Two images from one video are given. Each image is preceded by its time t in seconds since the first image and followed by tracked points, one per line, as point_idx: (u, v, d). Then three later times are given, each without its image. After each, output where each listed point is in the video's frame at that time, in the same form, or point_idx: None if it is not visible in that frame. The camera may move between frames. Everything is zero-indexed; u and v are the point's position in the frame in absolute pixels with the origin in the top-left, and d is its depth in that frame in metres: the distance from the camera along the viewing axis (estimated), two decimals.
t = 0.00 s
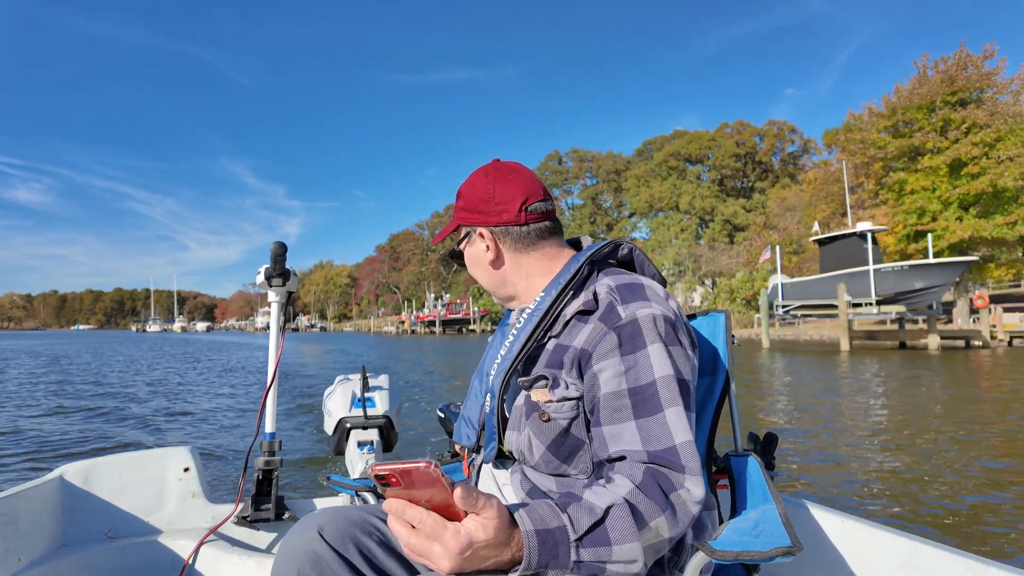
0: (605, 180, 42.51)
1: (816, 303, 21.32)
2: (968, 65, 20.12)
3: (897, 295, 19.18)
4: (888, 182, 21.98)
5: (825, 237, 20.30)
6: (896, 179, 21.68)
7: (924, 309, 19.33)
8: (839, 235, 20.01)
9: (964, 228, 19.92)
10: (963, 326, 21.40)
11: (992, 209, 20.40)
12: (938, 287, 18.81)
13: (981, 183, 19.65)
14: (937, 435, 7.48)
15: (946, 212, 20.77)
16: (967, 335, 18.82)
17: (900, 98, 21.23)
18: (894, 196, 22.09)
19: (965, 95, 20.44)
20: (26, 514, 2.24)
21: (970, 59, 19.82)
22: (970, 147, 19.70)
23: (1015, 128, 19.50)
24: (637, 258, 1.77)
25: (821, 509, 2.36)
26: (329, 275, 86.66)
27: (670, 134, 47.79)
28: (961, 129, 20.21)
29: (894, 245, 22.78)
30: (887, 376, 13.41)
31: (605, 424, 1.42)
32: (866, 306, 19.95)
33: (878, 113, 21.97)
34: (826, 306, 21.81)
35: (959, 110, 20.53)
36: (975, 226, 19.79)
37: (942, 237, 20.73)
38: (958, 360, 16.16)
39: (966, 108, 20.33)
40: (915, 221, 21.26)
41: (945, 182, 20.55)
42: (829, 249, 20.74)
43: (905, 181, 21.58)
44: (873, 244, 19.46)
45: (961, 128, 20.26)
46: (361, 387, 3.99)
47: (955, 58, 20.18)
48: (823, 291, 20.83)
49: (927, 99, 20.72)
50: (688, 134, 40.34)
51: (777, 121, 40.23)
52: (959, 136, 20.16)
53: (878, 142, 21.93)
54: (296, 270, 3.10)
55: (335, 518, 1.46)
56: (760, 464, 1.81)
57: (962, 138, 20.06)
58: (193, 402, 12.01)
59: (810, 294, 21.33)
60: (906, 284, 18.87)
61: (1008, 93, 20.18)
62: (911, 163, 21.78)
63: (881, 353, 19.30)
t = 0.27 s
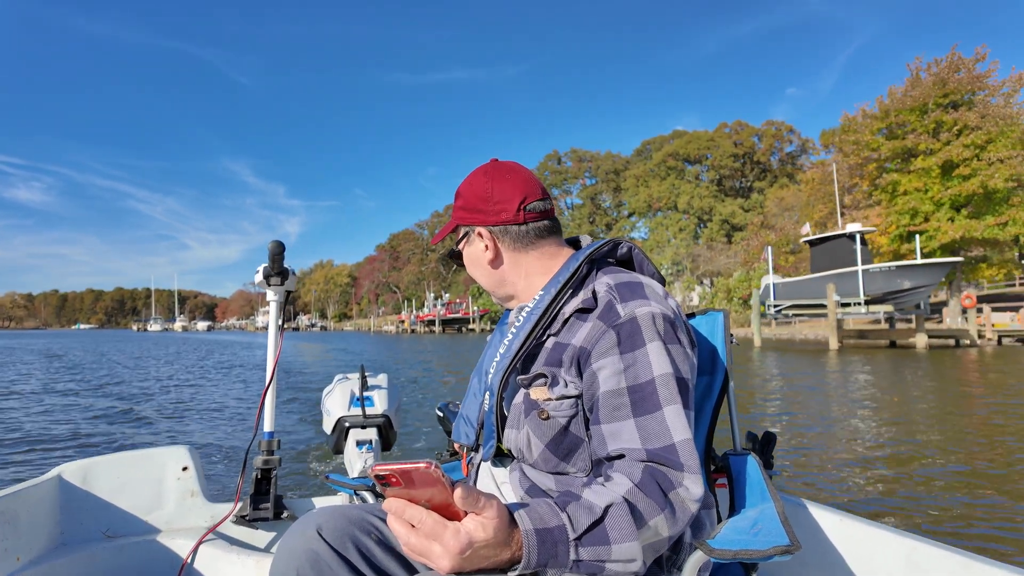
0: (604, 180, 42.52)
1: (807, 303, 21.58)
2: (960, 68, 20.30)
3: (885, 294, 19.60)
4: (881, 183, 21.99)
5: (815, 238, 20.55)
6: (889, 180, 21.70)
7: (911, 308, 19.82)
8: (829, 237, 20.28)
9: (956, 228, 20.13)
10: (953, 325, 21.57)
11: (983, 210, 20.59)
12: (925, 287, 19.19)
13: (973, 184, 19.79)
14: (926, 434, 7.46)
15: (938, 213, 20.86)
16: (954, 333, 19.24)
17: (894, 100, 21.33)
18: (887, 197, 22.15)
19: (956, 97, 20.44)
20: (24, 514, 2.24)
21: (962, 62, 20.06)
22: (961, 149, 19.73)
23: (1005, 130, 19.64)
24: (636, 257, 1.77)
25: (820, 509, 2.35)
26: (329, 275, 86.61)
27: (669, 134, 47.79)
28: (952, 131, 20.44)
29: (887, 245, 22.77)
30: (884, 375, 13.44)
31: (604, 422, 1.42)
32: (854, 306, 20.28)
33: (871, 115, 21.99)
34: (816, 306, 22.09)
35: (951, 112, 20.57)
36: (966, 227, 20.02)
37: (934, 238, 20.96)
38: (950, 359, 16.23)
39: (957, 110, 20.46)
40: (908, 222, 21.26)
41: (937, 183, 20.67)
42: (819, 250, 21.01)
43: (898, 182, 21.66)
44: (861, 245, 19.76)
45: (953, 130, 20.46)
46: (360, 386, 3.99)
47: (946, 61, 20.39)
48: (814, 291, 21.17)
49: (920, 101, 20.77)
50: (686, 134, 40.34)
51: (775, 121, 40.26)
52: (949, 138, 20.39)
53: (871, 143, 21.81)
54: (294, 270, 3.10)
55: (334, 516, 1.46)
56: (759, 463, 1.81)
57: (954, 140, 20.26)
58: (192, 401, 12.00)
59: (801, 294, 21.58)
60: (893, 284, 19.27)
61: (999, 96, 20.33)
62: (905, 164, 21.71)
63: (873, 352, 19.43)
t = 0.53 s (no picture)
0: (603, 180, 42.57)
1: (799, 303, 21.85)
2: (953, 71, 20.53)
3: (874, 294, 19.97)
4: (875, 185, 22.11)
5: (807, 239, 20.88)
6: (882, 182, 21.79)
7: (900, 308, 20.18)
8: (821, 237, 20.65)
9: (948, 229, 20.38)
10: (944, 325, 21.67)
11: (975, 211, 20.81)
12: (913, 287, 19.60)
13: (964, 185, 20.04)
14: (919, 433, 7.47)
15: (931, 214, 21.14)
16: (942, 333, 19.60)
17: (887, 102, 21.45)
18: (880, 198, 22.25)
19: (949, 100, 20.59)
20: (21, 514, 2.23)
21: (954, 65, 20.25)
22: (953, 151, 19.94)
23: (996, 132, 19.96)
24: (637, 256, 1.76)
25: (819, 508, 2.35)
26: (328, 275, 86.66)
27: (668, 134, 47.82)
28: (944, 133, 20.55)
29: (880, 245, 22.82)
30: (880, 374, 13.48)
31: (606, 421, 1.41)
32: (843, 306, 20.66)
33: (864, 117, 22.11)
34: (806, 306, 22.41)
35: (944, 114, 20.76)
36: (957, 228, 20.28)
37: (926, 238, 21.14)
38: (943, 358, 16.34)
39: (950, 112, 20.56)
40: (901, 222, 21.52)
41: (929, 184, 20.93)
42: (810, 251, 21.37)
43: (891, 184, 21.75)
44: (851, 246, 20.13)
45: (945, 132, 20.59)
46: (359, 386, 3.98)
47: (938, 64, 20.63)
48: (806, 291, 21.51)
49: (913, 104, 20.92)
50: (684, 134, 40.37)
51: (774, 122, 40.32)
52: (942, 140, 20.48)
53: (865, 145, 22.02)
54: (293, 270, 3.09)
55: (333, 517, 1.46)
56: (758, 463, 1.81)
57: (946, 142, 20.39)
58: (191, 400, 12.00)
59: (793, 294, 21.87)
60: (882, 285, 19.71)
61: (991, 99, 20.42)
62: (899, 166, 21.98)
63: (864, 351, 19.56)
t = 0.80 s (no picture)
0: (602, 181, 42.63)
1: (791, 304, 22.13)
2: (945, 75, 20.76)
3: (863, 295, 20.16)
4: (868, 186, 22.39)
5: (800, 240, 21.20)
6: (875, 184, 22.12)
7: (888, 309, 20.42)
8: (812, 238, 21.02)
9: (939, 230, 20.80)
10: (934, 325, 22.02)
11: (967, 212, 21.13)
12: (901, 288, 19.75)
13: (955, 187, 20.46)
14: (914, 432, 7.50)
15: (923, 215, 21.46)
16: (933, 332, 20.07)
17: (880, 105, 21.72)
18: (873, 200, 22.51)
19: (941, 103, 20.92)
20: (19, 515, 2.23)
21: (946, 69, 20.56)
22: (944, 154, 20.33)
23: (988, 135, 20.42)
24: (635, 256, 1.76)
25: (819, 508, 2.35)
26: (328, 276, 86.74)
27: (666, 135, 47.89)
28: (937, 136, 20.90)
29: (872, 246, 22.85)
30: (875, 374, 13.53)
31: (603, 422, 1.41)
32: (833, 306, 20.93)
33: (858, 120, 22.42)
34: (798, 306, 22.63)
35: (936, 117, 21.03)
36: (949, 229, 20.67)
37: (919, 239, 21.61)
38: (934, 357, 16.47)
39: (942, 115, 20.89)
40: (894, 224, 21.80)
41: (921, 186, 21.20)
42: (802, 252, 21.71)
43: (884, 186, 22.01)
44: (840, 247, 20.48)
45: (936, 135, 20.93)
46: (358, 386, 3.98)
47: (930, 68, 20.89)
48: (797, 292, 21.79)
49: (905, 107, 21.20)
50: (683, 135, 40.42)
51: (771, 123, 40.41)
52: (934, 142, 20.85)
53: (859, 147, 22.30)
54: (292, 270, 3.10)
55: (331, 518, 1.46)
56: (757, 462, 1.81)
57: (938, 144, 20.75)
58: (190, 400, 12.01)
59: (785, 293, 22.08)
60: (871, 286, 19.86)
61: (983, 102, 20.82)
62: (892, 168, 22.23)
63: (855, 350, 19.71)
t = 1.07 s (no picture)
0: (601, 181, 42.65)
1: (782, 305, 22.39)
2: (937, 79, 21.00)
3: (853, 295, 20.85)
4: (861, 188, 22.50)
5: (791, 241, 21.52)
6: (868, 185, 22.29)
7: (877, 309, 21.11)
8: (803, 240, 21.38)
9: (931, 231, 20.97)
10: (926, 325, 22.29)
11: (958, 213, 21.32)
12: (889, 288, 20.46)
13: (947, 189, 20.62)
14: (909, 432, 7.52)
15: (915, 216, 21.65)
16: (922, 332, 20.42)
17: (873, 107, 21.90)
18: (867, 202, 22.69)
19: (933, 105, 21.14)
20: (18, 515, 2.23)
21: (938, 73, 20.78)
22: (936, 156, 20.51)
23: (979, 138, 20.53)
24: (634, 256, 1.76)
25: (818, 508, 2.35)
26: (328, 276, 86.78)
27: (665, 136, 47.93)
28: (928, 139, 21.03)
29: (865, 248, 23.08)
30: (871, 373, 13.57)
31: (603, 422, 1.41)
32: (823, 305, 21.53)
33: (852, 122, 22.58)
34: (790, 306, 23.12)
35: (927, 119, 21.23)
36: (941, 230, 20.88)
37: (911, 241, 21.79)
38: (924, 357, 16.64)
39: (933, 117, 21.10)
40: (887, 225, 22.01)
41: (913, 188, 21.35)
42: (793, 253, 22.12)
43: (878, 187, 22.19)
44: (830, 249, 20.97)
45: (929, 138, 21.07)
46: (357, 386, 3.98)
47: (922, 71, 21.12)
48: (788, 292, 22.29)
49: (898, 109, 21.39)
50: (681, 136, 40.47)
51: (769, 124, 40.47)
52: (926, 145, 21.01)
53: (852, 149, 22.48)
54: (291, 269, 3.10)
55: (330, 517, 1.47)
56: (756, 462, 1.81)
57: (929, 147, 20.92)
58: (189, 400, 12.02)
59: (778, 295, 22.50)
60: (860, 286, 20.50)
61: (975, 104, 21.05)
62: (886, 169, 22.37)
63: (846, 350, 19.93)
